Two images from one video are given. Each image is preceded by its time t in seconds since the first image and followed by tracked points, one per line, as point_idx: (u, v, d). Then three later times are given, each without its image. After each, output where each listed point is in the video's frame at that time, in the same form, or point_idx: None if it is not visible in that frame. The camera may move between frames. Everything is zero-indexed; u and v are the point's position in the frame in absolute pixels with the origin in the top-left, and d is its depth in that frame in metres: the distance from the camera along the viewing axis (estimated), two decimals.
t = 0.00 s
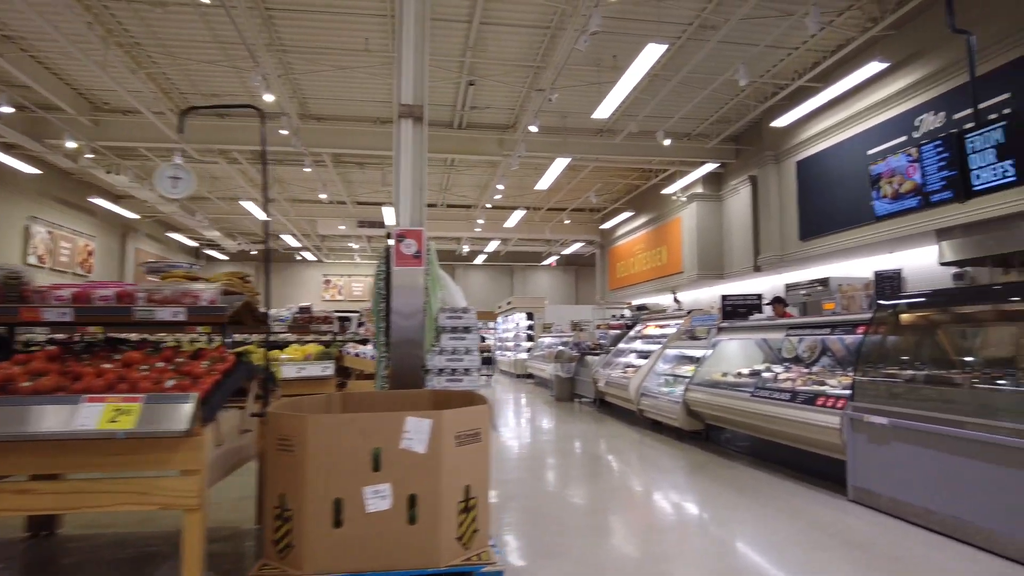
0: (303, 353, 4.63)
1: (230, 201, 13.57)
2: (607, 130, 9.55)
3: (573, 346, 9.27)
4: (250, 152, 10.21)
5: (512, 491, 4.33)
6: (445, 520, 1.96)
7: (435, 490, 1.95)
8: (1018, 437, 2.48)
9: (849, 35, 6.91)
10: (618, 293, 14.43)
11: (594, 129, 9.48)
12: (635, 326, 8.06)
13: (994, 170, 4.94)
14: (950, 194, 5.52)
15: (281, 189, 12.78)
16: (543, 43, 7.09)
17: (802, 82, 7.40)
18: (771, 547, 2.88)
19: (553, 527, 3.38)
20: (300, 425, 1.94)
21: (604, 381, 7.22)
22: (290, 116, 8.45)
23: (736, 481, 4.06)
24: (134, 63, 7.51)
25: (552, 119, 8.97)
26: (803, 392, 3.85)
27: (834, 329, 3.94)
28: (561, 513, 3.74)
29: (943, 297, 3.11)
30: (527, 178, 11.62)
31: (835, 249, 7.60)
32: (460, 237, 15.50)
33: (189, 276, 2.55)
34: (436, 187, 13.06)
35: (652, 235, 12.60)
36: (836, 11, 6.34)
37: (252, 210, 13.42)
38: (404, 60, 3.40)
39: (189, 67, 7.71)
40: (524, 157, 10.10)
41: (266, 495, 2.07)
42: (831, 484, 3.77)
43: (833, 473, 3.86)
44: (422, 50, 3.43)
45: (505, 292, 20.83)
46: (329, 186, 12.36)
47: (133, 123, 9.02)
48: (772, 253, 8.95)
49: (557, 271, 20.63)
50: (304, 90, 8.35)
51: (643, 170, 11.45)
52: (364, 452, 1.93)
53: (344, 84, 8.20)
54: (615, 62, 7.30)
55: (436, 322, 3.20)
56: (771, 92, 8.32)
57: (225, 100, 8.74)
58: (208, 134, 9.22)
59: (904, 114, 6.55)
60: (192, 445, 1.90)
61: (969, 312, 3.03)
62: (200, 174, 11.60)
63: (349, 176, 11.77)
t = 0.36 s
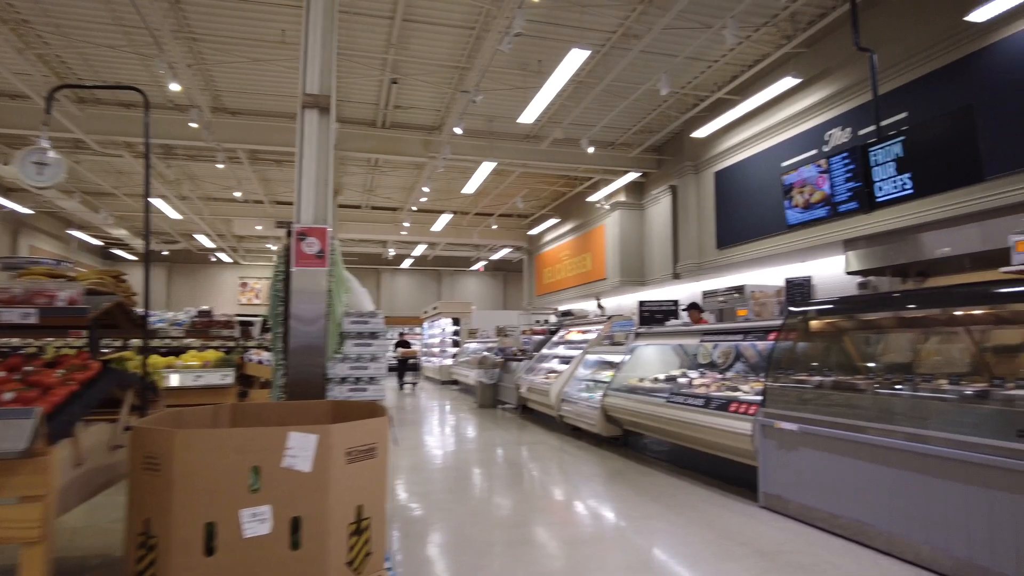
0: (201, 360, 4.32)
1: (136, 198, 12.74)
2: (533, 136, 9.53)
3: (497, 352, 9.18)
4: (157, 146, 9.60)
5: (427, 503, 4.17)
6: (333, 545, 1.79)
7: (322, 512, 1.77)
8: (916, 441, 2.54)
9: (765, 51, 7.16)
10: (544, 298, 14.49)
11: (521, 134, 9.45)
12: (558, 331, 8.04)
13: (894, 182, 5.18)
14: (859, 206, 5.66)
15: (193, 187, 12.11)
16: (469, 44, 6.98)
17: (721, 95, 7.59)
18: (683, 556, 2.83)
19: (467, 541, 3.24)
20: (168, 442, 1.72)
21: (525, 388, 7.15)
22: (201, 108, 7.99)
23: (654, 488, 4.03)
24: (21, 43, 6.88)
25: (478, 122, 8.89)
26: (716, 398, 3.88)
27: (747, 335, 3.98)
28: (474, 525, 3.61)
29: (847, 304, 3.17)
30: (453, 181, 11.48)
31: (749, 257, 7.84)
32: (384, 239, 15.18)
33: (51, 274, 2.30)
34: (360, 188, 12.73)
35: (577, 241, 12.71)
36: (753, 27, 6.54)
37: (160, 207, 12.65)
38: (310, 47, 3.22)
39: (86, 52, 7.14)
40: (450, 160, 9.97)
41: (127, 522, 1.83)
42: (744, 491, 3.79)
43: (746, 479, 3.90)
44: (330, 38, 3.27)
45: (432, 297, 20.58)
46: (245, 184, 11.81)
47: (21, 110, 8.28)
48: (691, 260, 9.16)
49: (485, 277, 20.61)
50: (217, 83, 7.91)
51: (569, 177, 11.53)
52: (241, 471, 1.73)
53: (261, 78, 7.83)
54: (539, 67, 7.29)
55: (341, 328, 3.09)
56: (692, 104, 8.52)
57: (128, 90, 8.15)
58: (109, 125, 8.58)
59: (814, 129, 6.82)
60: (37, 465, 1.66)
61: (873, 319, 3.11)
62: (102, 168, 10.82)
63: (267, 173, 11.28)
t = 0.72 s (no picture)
0: (120, 364, 4.04)
1: (66, 193, 12.08)
2: (484, 136, 9.41)
3: (445, 356, 9.00)
4: (87, 137, 9.10)
5: (363, 514, 3.97)
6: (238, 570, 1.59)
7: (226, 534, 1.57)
8: (858, 446, 2.50)
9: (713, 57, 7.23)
10: (495, 302, 14.39)
11: (471, 135, 9.33)
12: (507, 334, 7.93)
13: (838, 187, 4.89)
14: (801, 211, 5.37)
15: (128, 183, 11.55)
16: (417, 40, 6.82)
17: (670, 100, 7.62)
18: (626, 569, 2.71)
19: (401, 555, 3.07)
20: (43, 457, 1.47)
21: (473, 392, 7.01)
22: (133, 99, 7.59)
23: (599, 496, 3.93)
24: None
25: (428, 121, 8.74)
26: (661, 403, 3.81)
27: (692, 338, 3.93)
28: (411, 537, 3.43)
29: (791, 307, 3.14)
30: (402, 181, 11.27)
31: (696, 262, 7.86)
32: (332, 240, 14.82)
33: None
34: (306, 185, 12.40)
35: (528, 244, 12.64)
36: (702, 32, 6.58)
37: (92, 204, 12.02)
38: (235, 29, 3.04)
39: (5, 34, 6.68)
40: (398, 159, 9.78)
41: None
42: (689, 498, 3.73)
43: (691, 486, 3.83)
44: (258, 20, 3.09)
45: (382, 300, 20.26)
46: (184, 180, 11.34)
47: None
48: (639, 265, 9.14)
49: (437, 279, 20.42)
50: (151, 73, 7.53)
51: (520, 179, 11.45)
52: (131, 490, 1.51)
53: (199, 69, 7.49)
54: (488, 65, 7.18)
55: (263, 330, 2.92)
56: (642, 109, 8.56)
57: (53, 77, 7.68)
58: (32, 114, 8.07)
59: (760, 135, 6.90)
60: None
61: (816, 323, 3.09)
62: (26, 160, 10.20)
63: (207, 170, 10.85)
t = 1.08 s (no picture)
0: (44, 367, 3.76)
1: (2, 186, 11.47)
2: (444, 133, 9.26)
3: (403, 357, 8.80)
4: (24, 127, 8.63)
5: (307, 524, 3.77)
6: None
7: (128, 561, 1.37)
8: (817, 452, 2.44)
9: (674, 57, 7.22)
10: (456, 302, 14.21)
11: (431, 132, 9.17)
12: (466, 336, 7.78)
13: (797, 187, 4.85)
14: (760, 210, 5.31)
15: (70, 176, 11.03)
16: (374, 32, 6.64)
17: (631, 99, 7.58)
18: None
19: (343, 569, 2.89)
20: None
21: (429, 394, 6.84)
22: (72, 86, 7.21)
23: (555, 502, 3.81)
24: None
25: (386, 116, 8.55)
26: (617, 406, 3.72)
27: (649, 339, 3.84)
28: (357, 547, 3.26)
29: (751, 308, 3.07)
30: (360, 177, 11.03)
31: (656, 263, 7.83)
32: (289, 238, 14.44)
33: None
34: (261, 181, 12.05)
35: (489, 244, 12.51)
36: (663, 32, 6.56)
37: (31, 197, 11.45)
38: (166, 7, 2.82)
39: None
40: (355, 156, 9.55)
41: None
42: (646, 504, 3.63)
43: (649, 491, 3.74)
44: None
45: (341, 300, 19.90)
46: (130, 174, 10.89)
47: None
48: (600, 265, 9.06)
49: (398, 279, 20.17)
50: (92, 60, 7.17)
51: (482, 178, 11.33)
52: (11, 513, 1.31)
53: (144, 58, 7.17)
54: (447, 59, 7.04)
55: (192, 331, 2.66)
56: (604, 109, 8.52)
57: None
58: None
59: (720, 136, 6.89)
60: None
61: (775, 324, 3.02)
62: None
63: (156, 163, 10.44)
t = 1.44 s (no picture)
0: None
1: None
2: (413, 132, 9.09)
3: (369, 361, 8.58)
4: None
5: (259, 537, 3.56)
6: None
7: None
8: (788, 460, 2.36)
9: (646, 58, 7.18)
10: (425, 304, 14.01)
11: (399, 129, 8.99)
12: (433, 338, 7.60)
13: (768, 187, 4.78)
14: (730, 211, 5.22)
15: (21, 170, 10.58)
16: (339, 25, 6.46)
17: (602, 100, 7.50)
18: None
19: None
20: None
21: (395, 399, 6.66)
22: (19, 75, 6.87)
23: (522, 512, 3.67)
24: None
25: (353, 112, 8.36)
26: (585, 411, 3.60)
27: (619, 342, 3.72)
28: (311, 561, 3.08)
29: (723, 310, 2.98)
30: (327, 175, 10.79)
31: (626, 265, 7.77)
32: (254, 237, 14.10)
33: None
34: (224, 178, 11.73)
35: (460, 246, 12.34)
36: (634, 31, 6.50)
37: None
38: None
39: None
40: (321, 153, 9.33)
41: None
42: (615, 513, 3.51)
43: (618, 500, 3.62)
44: None
45: (308, 301, 19.53)
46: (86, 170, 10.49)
47: None
48: (571, 267, 8.95)
49: (367, 281, 19.89)
50: (41, 48, 6.85)
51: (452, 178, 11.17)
52: None
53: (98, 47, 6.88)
54: (415, 55, 6.89)
55: (129, 332, 2.49)
56: (575, 109, 8.45)
57: None
58: None
59: (691, 138, 6.86)
60: None
61: (748, 327, 2.95)
62: None
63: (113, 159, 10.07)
